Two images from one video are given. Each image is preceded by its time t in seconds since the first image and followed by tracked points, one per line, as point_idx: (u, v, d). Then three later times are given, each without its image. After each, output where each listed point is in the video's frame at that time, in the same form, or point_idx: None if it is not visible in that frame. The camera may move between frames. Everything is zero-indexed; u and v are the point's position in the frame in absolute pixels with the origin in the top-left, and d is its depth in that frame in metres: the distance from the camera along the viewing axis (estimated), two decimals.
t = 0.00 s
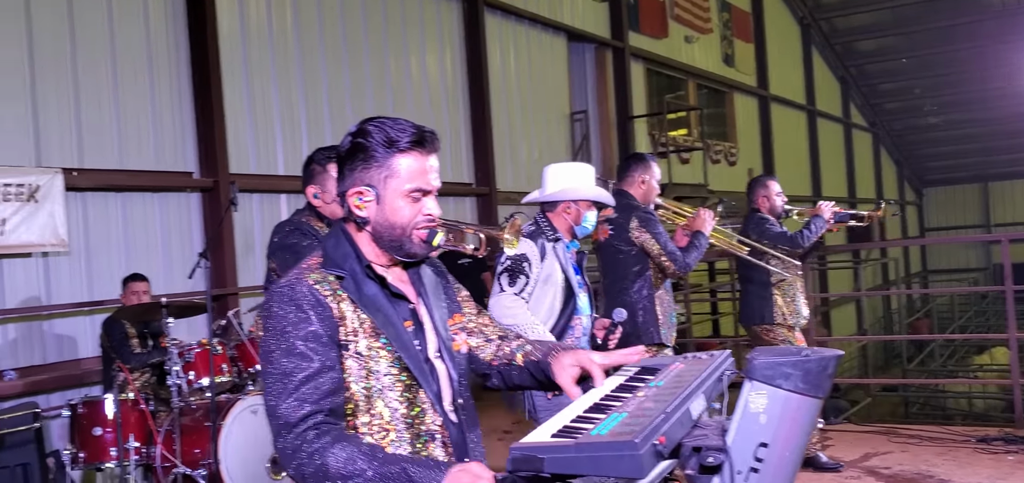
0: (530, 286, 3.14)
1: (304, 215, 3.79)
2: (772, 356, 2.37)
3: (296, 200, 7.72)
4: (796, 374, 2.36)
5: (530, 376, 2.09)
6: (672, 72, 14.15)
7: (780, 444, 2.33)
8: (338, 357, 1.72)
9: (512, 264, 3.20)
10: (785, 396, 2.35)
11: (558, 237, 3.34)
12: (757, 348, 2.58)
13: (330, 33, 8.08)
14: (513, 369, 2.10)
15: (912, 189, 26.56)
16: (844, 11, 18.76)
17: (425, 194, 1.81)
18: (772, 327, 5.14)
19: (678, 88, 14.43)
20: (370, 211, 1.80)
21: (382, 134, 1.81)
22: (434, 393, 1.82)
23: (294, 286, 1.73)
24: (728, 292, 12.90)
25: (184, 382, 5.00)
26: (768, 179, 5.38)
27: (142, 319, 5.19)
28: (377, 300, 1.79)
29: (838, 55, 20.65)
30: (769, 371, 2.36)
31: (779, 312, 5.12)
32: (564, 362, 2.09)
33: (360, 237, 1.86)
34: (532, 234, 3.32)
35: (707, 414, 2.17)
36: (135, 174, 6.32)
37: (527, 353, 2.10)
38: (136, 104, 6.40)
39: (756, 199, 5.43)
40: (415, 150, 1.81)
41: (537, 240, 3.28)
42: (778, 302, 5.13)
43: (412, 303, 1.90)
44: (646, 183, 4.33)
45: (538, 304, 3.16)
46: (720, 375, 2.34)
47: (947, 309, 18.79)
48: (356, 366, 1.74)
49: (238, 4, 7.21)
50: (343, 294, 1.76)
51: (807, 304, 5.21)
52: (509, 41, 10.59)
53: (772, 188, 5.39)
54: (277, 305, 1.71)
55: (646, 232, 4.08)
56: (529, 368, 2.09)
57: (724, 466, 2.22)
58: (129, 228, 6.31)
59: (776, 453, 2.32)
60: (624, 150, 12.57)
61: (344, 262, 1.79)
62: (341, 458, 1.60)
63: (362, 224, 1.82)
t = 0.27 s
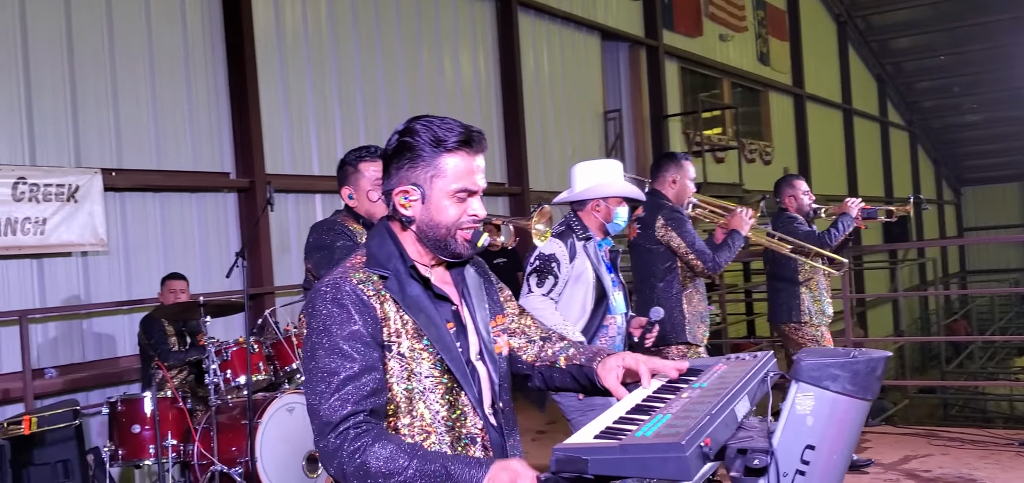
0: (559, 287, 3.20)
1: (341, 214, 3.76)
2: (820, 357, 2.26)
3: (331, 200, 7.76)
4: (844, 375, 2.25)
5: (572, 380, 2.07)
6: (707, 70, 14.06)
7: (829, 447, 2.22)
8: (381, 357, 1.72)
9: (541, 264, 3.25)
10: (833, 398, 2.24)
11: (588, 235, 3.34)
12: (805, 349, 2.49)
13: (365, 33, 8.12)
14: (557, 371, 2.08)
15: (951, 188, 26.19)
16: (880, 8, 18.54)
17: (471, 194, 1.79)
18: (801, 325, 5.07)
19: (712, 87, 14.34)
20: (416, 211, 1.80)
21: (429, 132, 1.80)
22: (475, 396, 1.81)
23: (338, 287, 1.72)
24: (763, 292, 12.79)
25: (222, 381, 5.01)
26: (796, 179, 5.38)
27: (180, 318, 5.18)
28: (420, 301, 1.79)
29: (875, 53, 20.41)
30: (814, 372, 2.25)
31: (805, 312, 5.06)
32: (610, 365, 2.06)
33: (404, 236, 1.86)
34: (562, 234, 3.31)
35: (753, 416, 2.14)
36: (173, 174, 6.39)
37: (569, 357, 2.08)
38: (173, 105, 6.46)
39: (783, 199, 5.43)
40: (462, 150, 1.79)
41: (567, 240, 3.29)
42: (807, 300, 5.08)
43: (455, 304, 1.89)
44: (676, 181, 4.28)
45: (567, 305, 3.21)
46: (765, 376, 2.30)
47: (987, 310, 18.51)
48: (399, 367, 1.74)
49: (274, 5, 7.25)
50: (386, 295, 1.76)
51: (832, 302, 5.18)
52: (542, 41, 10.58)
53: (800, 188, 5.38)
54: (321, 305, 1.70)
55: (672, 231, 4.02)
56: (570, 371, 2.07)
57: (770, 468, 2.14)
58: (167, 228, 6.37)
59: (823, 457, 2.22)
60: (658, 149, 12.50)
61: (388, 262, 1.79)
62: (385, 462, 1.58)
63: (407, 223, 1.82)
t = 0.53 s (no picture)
0: (608, 295, 3.07)
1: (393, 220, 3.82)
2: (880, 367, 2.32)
3: (373, 204, 7.80)
4: (904, 385, 2.31)
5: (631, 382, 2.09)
6: (749, 72, 13.96)
7: (886, 459, 2.26)
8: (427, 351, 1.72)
9: (588, 272, 3.15)
10: (894, 408, 2.29)
11: (636, 238, 3.18)
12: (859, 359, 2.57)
13: (406, 38, 8.16)
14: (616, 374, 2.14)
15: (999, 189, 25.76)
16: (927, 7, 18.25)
17: (529, 207, 1.79)
18: (851, 330, 4.96)
19: (754, 88, 14.24)
20: (472, 221, 1.77)
21: (489, 144, 1.80)
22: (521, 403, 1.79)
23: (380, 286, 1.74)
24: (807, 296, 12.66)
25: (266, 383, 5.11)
26: (848, 181, 5.38)
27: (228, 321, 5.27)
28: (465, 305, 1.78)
29: (921, 53, 20.10)
30: (876, 382, 2.30)
31: (855, 316, 4.96)
32: (666, 371, 2.13)
33: (455, 246, 1.82)
34: (607, 239, 3.20)
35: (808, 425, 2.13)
36: (218, 178, 6.47)
37: (628, 360, 2.13)
38: (219, 111, 6.55)
39: (834, 201, 5.41)
40: (522, 163, 1.80)
41: (614, 246, 3.16)
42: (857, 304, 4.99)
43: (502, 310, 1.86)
44: (726, 186, 4.19)
45: (617, 315, 3.06)
46: (819, 385, 2.31)
47: None
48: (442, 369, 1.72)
49: (317, 12, 7.33)
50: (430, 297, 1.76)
51: (882, 308, 5.10)
52: (583, 43, 10.57)
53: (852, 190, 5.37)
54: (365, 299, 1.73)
55: (717, 238, 3.91)
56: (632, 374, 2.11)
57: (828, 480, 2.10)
58: (212, 232, 6.46)
59: (882, 467, 2.25)
60: (700, 151, 12.43)
61: (432, 267, 1.79)
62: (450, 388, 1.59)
63: (462, 233, 1.80)
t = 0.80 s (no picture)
0: (679, 295, 2.98)
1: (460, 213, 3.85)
2: (953, 370, 2.31)
3: (423, 204, 7.82)
4: (979, 389, 2.28)
5: (691, 381, 2.14)
6: (803, 69, 13.76)
7: (961, 465, 2.25)
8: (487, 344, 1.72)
9: (657, 271, 3.05)
10: (967, 413, 2.27)
11: (707, 236, 3.10)
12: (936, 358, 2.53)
13: (456, 38, 8.16)
14: (678, 371, 2.16)
15: None
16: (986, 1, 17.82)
17: (590, 207, 1.79)
18: (923, 332, 4.86)
19: (808, 86, 14.02)
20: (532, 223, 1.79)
21: (545, 145, 1.78)
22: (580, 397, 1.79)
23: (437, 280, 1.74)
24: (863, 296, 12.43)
25: (319, 381, 5.13)
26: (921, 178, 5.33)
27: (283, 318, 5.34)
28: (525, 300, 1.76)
29: (981, 48, 19.64)
30: (948, 386, 2.29)
31: (931, 317, 4.86)
32: (729, 375, 2.09)
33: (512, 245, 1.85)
34: (676, 237, 3.11)
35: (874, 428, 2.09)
36: (271, 178, 6.54)
37: (688, 358, 2.14)
38: (272, 112, 6.62)
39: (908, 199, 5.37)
40: (580, 165, 1.78)
41: (684, 244, 3.07)
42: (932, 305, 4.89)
43: (562, 308, 1.91)
44: (798, 180, 4.11)
45: (688, 314, 3.00)
46: (886, 386, 2.24)
47: None
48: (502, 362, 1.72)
49: (368, 13, 7.37)
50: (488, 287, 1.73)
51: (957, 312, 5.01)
52: (633, 41, 10.50)
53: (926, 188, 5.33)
54: (426, 299, 1.73)
55: (783, 237, 3.79)
56: (690, 373, 2.13)
57: None
58: (266, 231, 6.52)
59: (954, 473, 2.25)
60: (752, 150, 12.27)
61: (488, 262, 1.77)
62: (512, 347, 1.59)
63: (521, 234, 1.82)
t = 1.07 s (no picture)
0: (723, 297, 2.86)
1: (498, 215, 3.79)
2: (993, 378, 2.73)
3: (442, 206, 7.80)
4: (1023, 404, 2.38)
5: (720, 386, 2.11)
6: (823, 69, 13.67)
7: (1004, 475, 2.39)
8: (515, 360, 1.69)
9: (701, 270, 2.93)
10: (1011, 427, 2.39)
11: (756, 237, 2.98)
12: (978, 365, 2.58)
13: (475, 40, 8.15)
14: (705, 378, 2.13)
15: None
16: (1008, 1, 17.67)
17: (621, 208, 1.72)
18: (958, 334, 4.76)
19: (828, 87, 13.93)
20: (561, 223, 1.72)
21: (580, 141, 1.75)
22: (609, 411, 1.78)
23: (470, 287, 1.69)
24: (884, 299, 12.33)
25: (337, 383, 5.10)
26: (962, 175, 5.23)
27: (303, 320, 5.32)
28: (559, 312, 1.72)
29: (1003, 48, 19.47)
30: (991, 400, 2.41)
31: (970, 321, 4.75)
32: (762, 379, 2.08)
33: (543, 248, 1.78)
34: (725, 236, 3.01)
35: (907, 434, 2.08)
36: (290, 180, 6.53)
37: (716, 364, 2.12)
38: (291, 114, 6.61)
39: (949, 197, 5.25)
40: (614, 163, 1.75)
41: (732, 243, 2.97)
42: (970, 307, 4.78)
43: (597, 314, 1.89)
44: (841, 182, 4.01)
45: (732, 315, 2.90)
46: (921, 393, 2.25)
47: None
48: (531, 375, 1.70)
49: (387, 14, 7.36)
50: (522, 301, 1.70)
51: (999, 315, 4.85)
52: (652, 42, 10.46)
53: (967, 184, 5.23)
54: (455, 303, 1.68)
55: (820, 239, 3.53)
56: (720, 378, 2.11)
57: None
58: (285, 234, 6.52)
59: None
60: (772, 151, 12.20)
61: (523, 268, 1.72)
62: (520, 405, 1.54)
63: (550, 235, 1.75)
